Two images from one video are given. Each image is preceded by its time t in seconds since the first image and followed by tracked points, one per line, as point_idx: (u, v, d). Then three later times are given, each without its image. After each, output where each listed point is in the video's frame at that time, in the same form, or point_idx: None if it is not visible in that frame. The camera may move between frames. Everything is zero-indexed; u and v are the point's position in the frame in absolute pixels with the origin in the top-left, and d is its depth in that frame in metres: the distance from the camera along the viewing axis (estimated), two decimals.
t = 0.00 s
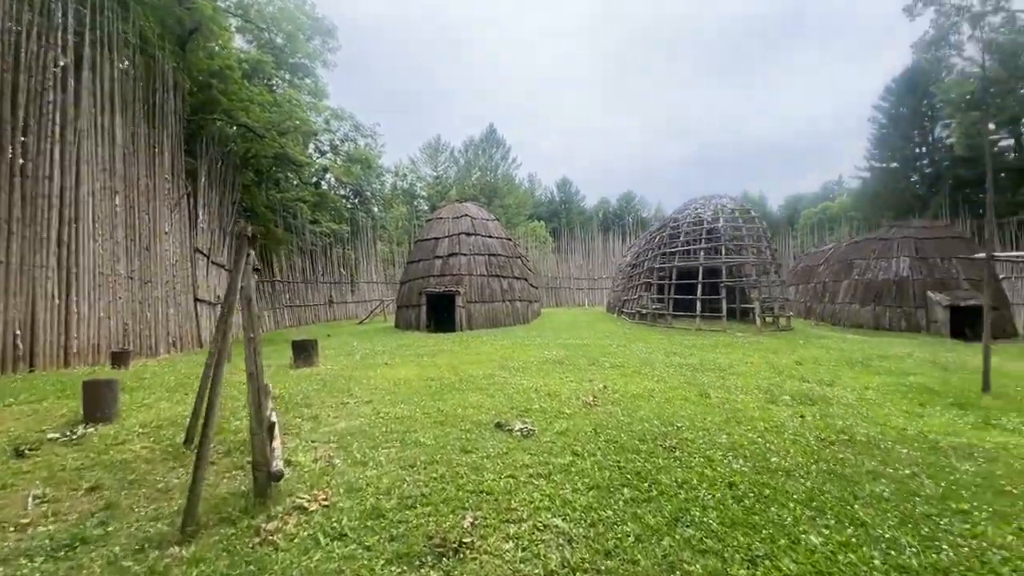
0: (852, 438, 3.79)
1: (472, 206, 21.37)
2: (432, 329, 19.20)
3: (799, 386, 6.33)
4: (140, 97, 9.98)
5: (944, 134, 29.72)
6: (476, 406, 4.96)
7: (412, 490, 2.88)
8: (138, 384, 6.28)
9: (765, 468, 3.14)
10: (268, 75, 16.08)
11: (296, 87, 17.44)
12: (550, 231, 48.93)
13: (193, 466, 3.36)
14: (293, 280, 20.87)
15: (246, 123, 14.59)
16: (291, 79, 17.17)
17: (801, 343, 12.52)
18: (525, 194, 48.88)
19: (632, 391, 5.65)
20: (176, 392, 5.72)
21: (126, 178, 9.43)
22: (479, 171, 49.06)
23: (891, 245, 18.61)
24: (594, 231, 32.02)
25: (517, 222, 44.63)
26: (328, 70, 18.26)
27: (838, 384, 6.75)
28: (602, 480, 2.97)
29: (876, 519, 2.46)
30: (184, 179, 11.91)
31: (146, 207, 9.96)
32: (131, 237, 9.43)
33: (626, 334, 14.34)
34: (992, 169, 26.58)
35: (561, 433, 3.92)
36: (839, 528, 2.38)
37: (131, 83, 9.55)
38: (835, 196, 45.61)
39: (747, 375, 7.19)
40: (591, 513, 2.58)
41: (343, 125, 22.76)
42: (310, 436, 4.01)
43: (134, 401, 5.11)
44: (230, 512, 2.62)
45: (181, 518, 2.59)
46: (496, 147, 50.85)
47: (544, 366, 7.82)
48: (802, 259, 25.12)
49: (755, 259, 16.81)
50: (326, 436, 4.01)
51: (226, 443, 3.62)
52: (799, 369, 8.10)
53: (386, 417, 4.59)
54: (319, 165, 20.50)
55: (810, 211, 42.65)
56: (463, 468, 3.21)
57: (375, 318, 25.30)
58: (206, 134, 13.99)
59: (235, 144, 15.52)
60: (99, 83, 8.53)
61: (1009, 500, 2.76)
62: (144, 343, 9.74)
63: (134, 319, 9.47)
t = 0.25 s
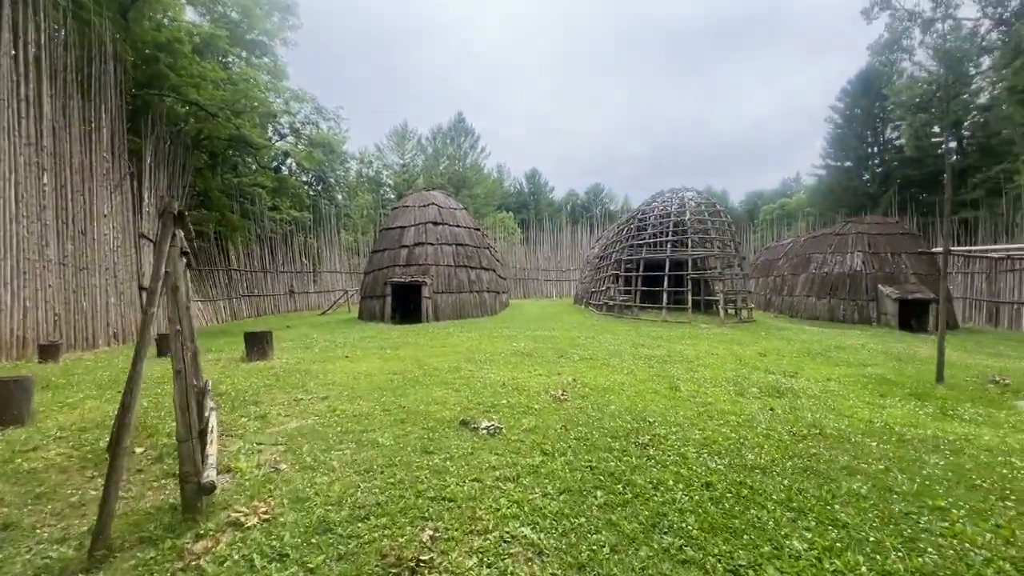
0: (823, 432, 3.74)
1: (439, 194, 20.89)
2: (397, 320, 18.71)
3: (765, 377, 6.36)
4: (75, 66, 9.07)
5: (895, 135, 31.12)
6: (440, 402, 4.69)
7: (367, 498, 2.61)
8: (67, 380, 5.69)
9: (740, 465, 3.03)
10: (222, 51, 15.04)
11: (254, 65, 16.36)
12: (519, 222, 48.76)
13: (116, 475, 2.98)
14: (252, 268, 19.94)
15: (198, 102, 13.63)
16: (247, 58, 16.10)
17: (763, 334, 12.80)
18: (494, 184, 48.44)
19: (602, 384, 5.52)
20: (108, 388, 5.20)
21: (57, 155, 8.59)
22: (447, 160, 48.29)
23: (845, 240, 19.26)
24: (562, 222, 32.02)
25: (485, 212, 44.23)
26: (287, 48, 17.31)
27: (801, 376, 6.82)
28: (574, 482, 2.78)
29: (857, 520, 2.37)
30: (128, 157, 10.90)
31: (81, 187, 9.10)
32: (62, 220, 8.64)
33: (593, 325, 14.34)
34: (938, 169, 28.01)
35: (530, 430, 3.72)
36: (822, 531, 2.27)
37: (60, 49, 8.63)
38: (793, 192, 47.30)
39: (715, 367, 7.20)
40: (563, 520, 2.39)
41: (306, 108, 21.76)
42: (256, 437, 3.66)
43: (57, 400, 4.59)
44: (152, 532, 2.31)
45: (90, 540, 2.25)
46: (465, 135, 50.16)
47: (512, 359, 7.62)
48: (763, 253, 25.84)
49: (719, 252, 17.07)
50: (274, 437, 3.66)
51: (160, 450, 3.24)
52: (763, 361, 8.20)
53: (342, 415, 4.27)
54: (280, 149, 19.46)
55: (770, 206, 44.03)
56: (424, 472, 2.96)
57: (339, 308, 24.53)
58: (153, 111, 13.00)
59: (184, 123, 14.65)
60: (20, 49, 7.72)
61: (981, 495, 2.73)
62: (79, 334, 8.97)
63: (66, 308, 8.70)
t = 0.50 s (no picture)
0: (807, 431, 3.64)
1: (417, 185, 20.46)
2: (373, 315, 18.29)
3: (745, 374, 6.29)
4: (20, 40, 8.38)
5: (866, 134, 31.88)
6: (412, 403, 4.44)
7: (325, 514, 2.37)
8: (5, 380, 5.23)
9: (726, 469, 2.89)
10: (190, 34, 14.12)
11: (223, 50, 15.46)
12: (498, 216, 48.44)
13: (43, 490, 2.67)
14: (222, 261, 19.21)
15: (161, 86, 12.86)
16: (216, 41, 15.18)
17: (740, 330, 12.88)
18: (473, 177, 47.96)
19: (582, 382, 5.34)
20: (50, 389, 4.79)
21: None
22: (426, 152, 47.54)
23: (818, 236, 19.57)
24: (542, 216, 31.86)
25: (464, 205, 43.78)
26: (258, 32, 16.52)
27: (780, 372, 6.80)
28: (552, 491, 2.59)
29: (851, 530, 2.25)
30: (82, 141, 10.22)
31: (27, 172, 8.45)
32: (5, 207, 8.02)
33: (572, 320, 14.24)
34: (906, 169, 28.84)
35: (506, 433, 3.51)
36: (816, 545, 2.12)
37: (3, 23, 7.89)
38: (767, 190, 48.17)
39: (695, 363, 7.12)
40: (540, 537, 2.20)
41: (278, 95, 20.95)
42: (208, 444, 3.35)
43: None
44: (70, 561, 2.08)
45: None
46: (444, 127, 49.44)
47: (490, 355, 7.41)
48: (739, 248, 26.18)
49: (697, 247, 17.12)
50: (227, 443, 3.36)
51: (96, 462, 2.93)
52: (742, 356, 8.19)
53: (306, 418, 3.99)
54: (252, 138, 18.62)
55: (745, 203, 44.75)
56: (390, 482, 2.72)
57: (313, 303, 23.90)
58: (113, 94, 12.28)
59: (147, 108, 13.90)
60: None
61: (973, 498, 2.64)
62: (25, 330, 8.37)
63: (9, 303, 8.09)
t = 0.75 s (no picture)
0: (789, 432, 3.52)
1: (391, 176, 19.94)
2: (345, 309, 17.79)
3: (723, 370, 6.20)
4: None
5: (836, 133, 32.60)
6: (378, 405, 4.15)
7: (267, 539, 2.10)
8: None
9: (709, 475, 2.72)
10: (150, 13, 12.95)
11: (187, 31, 14.31)
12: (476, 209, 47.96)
13: None
14: (187, 252, 18.38)
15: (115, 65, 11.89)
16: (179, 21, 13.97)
17: (715, 324, 12.93)
18: (451, 170, 47.35)
19: (559, 380, 5.14)
20: None
21: None
22: (402, 143, 46.61)
23: (791, 232, 19.85)
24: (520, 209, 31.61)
25: (441, 198, 43.18)
26: (222, 11, 15.61)
27: (757, 367, 6.75)
28: (524, 504, 2.38)
29: (842, 543, 2.10)
30: (26, 122, 9.48)
31: None
32: None
33: (549, 314, 14.08)
34: (873, 167, 29.61)
35: (476, 438, 3.28)
36: (807, 563, 1.97)
37: None
38: (741, 186, 48.96)
39: (672, 358, 7.03)
40: (510, 560, 1.98)
41: (245, 79, 19.97)
42: (142, 454, 3.00)
43: None
44: None
45: None
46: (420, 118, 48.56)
47: (464, 351, 7.16)
48: (713, 243, 26.48)
49: (673, 241, 17.14)
50: (166, 452, 3.02)
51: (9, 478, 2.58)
52: (718, 351, 8.13)
53: (259, 422, 3.66)
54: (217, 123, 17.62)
55: (720, 199, 45.39)
56: (345, 497, 2.46)
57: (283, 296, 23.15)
58: (62, 73, 11.37)
59: (103, 91, 12.99)
60: None
61: (960, 502, 2.55)
62: None
63: None
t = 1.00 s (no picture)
0: (776, 430, 3.41)
1: (371, 165, 19.47)
2: (323, 301, 17.37)
3: (706, 365, 6.11)
4: None
5: (814, 130, 33.04)
6: (347, 403, 3.92)
7: (212, 561, 1.88)
8: None
9: (695, 478, 2.58)
10: None
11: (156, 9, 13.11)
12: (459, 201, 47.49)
13: None
14: (157, 242, 17.69)
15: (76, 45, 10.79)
16: None
17: (696, 318, 12.93)
18: (433, 160, 46.75)
19: (540, 376, 4.97)
20: None
21: None
22: (383, 132, 45.76)
23: (771, 226, 20.01)
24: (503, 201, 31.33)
25: (423, 189, 42.60)
26: None
27: (739, 362, 6.70)
28: (500, 514, 2.20)
29: (837, 555, 1.98)
30: None
31: None
32: None
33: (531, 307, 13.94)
34: (850, 164, 30.12)
35: (451, 439, 3.09)
36: None
37: None
38: (721, 180, 49.46)
39: (655, 352, 6.93)
40: None
41: (217, 62, 19.17)
42: (81, 461, 2.73)
43: None
44: None
45: None
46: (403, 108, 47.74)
47: (443, 345, 6.96)
48: (695, 237, 26.63)
49: (655, 235, 17.12)
50: (108, 458, 2.76)
51: None
52: (701, 345, 8.08)
53: (216, 423, 3.40)
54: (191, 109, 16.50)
55: (701, 194, 45.77)
56: (303, 508, 2.25)
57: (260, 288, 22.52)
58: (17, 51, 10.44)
59: (65, 70, 11.97)
60: None
61: (951, 504, 2.46)
62: None
63: None
